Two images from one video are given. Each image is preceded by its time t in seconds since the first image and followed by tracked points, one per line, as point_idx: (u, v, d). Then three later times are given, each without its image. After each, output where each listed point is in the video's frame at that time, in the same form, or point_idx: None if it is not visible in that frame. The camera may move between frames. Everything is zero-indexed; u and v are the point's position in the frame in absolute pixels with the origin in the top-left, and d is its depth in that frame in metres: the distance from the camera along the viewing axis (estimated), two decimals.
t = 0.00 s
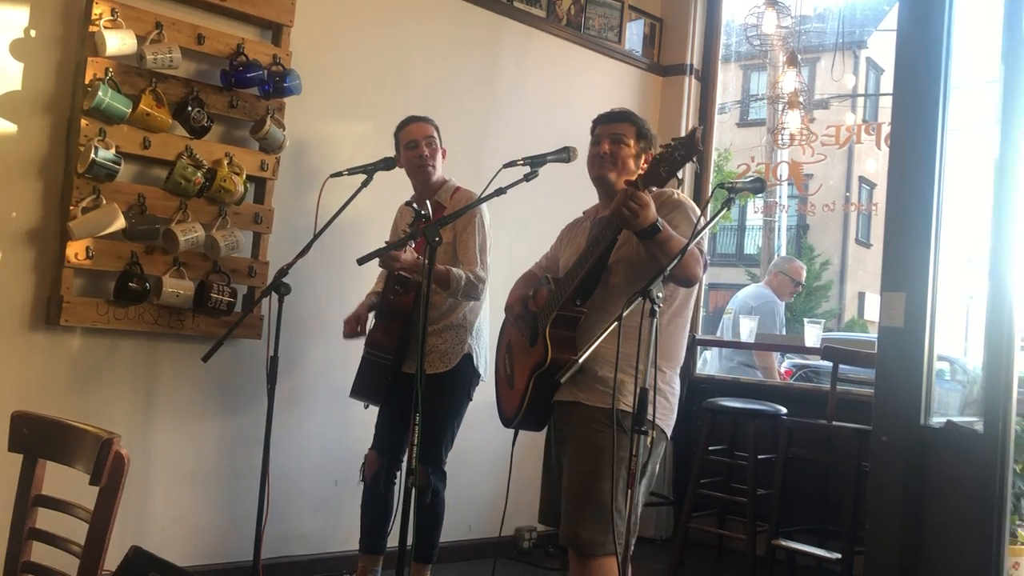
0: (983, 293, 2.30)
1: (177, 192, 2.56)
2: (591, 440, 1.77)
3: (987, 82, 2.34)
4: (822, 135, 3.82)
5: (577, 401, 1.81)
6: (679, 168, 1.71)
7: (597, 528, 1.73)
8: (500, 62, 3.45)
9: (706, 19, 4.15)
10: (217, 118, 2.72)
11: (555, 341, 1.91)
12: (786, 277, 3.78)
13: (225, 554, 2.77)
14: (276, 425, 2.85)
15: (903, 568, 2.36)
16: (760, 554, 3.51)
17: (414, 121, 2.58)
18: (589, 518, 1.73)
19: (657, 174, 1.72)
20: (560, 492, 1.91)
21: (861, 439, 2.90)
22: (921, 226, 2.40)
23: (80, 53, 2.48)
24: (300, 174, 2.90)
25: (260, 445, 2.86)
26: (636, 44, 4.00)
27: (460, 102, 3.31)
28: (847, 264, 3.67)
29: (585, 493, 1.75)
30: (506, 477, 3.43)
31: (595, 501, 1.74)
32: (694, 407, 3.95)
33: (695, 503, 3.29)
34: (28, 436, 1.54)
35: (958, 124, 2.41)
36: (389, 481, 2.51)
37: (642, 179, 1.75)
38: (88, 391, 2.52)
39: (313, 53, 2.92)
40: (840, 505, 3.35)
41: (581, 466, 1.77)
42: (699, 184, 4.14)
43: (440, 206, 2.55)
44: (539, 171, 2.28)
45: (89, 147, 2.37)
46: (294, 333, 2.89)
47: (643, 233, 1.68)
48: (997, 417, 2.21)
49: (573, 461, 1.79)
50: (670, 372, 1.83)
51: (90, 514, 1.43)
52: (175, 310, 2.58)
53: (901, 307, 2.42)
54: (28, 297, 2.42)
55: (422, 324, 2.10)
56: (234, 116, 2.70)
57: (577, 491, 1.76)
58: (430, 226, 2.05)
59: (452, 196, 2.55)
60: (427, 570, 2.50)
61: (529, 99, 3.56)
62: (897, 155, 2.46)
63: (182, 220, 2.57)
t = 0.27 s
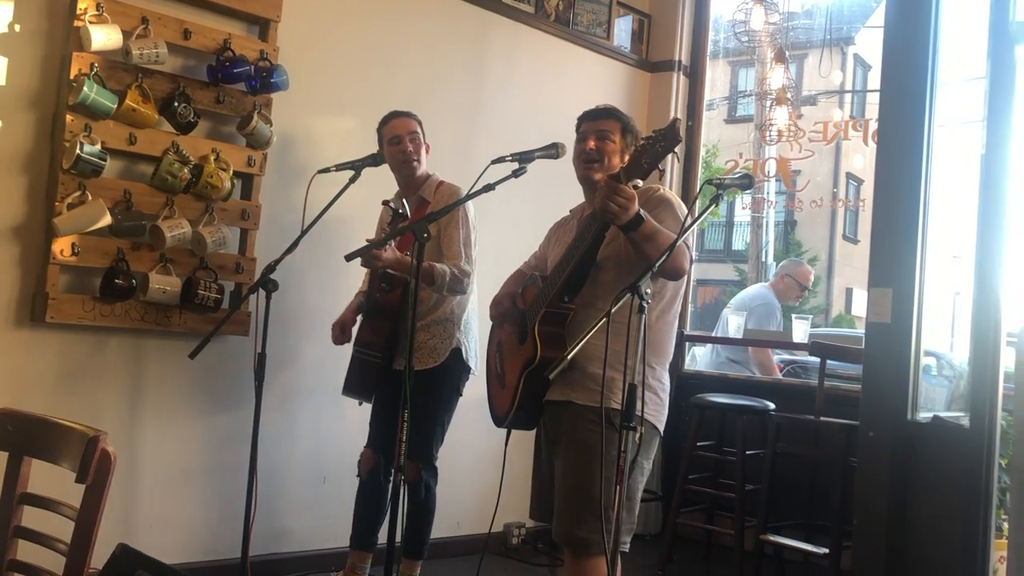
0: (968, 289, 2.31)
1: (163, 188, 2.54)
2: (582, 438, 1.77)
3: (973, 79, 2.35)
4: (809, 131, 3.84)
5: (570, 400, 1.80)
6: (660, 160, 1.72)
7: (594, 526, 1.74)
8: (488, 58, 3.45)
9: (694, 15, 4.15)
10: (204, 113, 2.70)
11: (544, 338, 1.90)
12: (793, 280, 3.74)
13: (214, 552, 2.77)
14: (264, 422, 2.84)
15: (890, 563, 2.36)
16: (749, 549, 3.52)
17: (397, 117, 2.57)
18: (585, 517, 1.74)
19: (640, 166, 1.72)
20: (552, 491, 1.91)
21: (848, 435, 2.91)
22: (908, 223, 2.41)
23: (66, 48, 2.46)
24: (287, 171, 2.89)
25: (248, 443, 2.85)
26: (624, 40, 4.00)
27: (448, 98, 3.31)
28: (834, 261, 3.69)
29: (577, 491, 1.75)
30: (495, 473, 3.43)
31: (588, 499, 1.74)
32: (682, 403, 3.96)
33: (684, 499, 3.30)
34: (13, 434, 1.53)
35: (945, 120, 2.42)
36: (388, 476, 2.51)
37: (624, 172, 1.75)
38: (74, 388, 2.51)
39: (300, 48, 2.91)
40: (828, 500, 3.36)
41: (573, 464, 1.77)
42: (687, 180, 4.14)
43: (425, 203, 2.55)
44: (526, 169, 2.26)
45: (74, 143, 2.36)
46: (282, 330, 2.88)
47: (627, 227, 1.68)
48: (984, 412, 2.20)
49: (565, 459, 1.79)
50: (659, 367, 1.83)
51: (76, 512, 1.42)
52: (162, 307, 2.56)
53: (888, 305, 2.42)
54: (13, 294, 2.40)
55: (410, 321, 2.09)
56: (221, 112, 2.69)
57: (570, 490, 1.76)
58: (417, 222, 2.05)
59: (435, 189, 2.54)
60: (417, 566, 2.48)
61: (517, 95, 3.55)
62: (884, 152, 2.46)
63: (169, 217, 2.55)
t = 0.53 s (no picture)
0: (960, 285, 2.32)
1: (155, 184, 2.54)
2: (572, 432, 1.77)
3: (965, 77, 2.36)
4: (802, 127, 3.85)
5: (560, 395, 1.81)
6: (656, 160, 1.72)
7: (576, 520, 1.73)
8: (481, 53, 3.44)
9: (687, 11, 4.16)
10: (196, 109, 2.70)
11: (537, 334, 1.90)
12: (797, 282, 3.70)
13: (205, 549, 2.76)
14: (256, 418, 2.84)
15: (882, 558, 2.38)
16: (741, 545, 3.54)
17: (394, 115, 2.57)
18: (570, 512, 1.73)
19: (636, 165, 1.73)
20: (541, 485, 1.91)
21: (840, 430, 2.93)
22: (900, 218, 2.42)
23: (57, 43, 2.45)
24: (280, 166, 2.88)
25: (240, 439, 2.84)
26: (617, 36, 4.00)
27: (441, 94, 3.30)
28: (827, 258, 3.71)
29: (566, 485, 1.75)
30: (488, 469, 3.43)
31: (576, 494, 1.74)
32: (675, 399, 3.97)
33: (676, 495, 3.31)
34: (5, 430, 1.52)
35: (936, 117, 2.42)
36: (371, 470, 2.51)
37: (619, 171, 1.75)
38: (66, 384, 2.50)
39: (293, 43, 2.90)
40: (820, 496, 3.37)
41: (562, 459, 1.77)
42: (680, 176, 4.15)
43: (419, 198, 2.54)
44: (518, 165, 2.26)
45: (65, 138, 2.35)
46: (275, 326, 2.88)
47: (621, 225, 1.68)
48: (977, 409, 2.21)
49: (554, 454, 1.79)
50: (649, 363, 1.84)
51: (68, 508, 1.41)
52: (154, 303, 2.56)
53: (880, 300, 2.44)
54: (5, 290, 2.40)
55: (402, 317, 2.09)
56: (213, 108, 2.68)
57: (559, 484, 1.76)
58: (410, 218, 2.04)
59: (430, 187, 2.53)
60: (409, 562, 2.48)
61: (511, 91, 3.55)
62: (877, 148, 2.48)
63: (161, 213, 2.54)
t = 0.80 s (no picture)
0: (958, 283, 2.33)
1: (152, 181, 2.53)
2: (570, 430, 1.77)
3: (964, 75, 2.36)
4: (799, 126, 3.85)
5: (557, 391, 1.81)
6: (651, 156, 1.73)
7: (579, 517, 1.74)
8: (478, 51, 3.44)
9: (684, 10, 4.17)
10: (192, 106, 2.69)
11: (534, 330, 1.91)
12: (802, 286, 3.66)
13: (202, 546, 2.76)
14: (252, 414, 2.84)
15: (878, 554, 2.38)
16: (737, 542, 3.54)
17: (392, 106, 2.57)
18: (570, 509, 1.73)
19: (632, 161, 1.72)
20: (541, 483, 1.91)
21: (836, 428, 2.93)
22: (898, 216, 2.41)
23: (54, 39, 2.44)
24: (277, 164, 2.88)
25: (237, 435, 2.84)
26: (615, 34, 4.00)
27: (438, 91, 3.30)
28: (823, 255, 3.71)
29: (563, 482, 1.75)
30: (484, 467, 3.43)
31: (575, 491, 1.74)
32: (672, 397, 3.97)
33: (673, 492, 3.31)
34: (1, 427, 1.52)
35: (933, 116, 2.43)
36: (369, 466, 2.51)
37: (616, 167, 1.75)
38: (62, 382, 2.50)
39: (289, 40, 2.90)
40: (817, 493, 3.38)
41: (561, 456, 1.77)
42: (677, 174, 4.15)
43: (417, 194, 2.54)
44: (517, 161, 2.26)
45: (62, 136, 2.35)
46: (272, 323, 2.88)
47: (619, 221, 1.68)
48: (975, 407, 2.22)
49: (553, 451, 1.79)
50: (648, 360, 1.83)
51: (65, 506, 1.41)
52: (151, 300, 2.56)
53: (877, 298, 2.43)
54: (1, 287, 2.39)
55: (400, 313, 2.09)
56: (209, 105, 2.67)
57: (558, 482, 1.76)
58: (407, 215, 2.04)
59: (427, 182, 2.54)
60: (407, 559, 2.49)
61: (508, 88, 3.55)
62: (875, 147, 2.46)
63: (158, 210, 2.54)
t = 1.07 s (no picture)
0: (958, 283, 2.32)
1: (151, 179, 2.53)
2: (571, 429, 1.77)
3: (963, 74, 2.36)
4: (798, 125, 3.85)
5: (559, 392, 1.80)
6: (654, 159, 1.73)
7: (582, 517, 1.74)
8: (478, 50, 3.44)
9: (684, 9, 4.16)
10: (192, 104, 2.69)
11: (535, 330, 1.90)
12: (803, 293, 3.68)
13: (202, 544, 2.76)
14: (252, 413, 2.84)
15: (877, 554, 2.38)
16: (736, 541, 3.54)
17: (392, 105, 2.56)
18: (574, 509, 1.74)
19: (635, 165, 1.72)
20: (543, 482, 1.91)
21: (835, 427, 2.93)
22: (897, 215, 2.42)
23: (53, 38, 2.44)
24: (276, 162, 2.88)
25: (236, 434, 2.84)
26: (614, 33, 4.00)
27: (438, 90, 3.30)
28: (823, 254, 3.71)
29: (565, 482, 1.76)
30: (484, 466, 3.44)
31: (577, 490, 1.74)
32: (671, 396, 3.97)
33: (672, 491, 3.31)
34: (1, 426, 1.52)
35: (933, 115, 2.43)
36: (369, 465, 2.50)
37: (618, 171, 1.75)
38: (61, 380, 2.50)
39: (289, 39, 2.90)
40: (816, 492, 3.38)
41: (561, 456, 1.77)
42: (676, 174, 4.15)
43: (418, 194, 2.55)
44: (516, 160, 2.25)
45: (61, 134, 2.35)
46: (271, 321, 2.88)
47: (622, 224, 1.68)
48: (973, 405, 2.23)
49: (554, 450, 1.79)
50: (648, 359, 1.83)
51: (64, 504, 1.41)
52: (150, 299, 2.56)
53: (877, 297, 2.43)
54: (1, 285, 2.39)
55: (400, 313, 2.08)
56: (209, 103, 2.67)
57: (560, 482, 1.76)
58: (407, 214, 2.04)
59: (428, 181, 2.54)
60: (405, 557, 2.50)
61: (508, 87, 3.55)
62: (874, 147, 2.47)
63: (157, 208, 2.54)
